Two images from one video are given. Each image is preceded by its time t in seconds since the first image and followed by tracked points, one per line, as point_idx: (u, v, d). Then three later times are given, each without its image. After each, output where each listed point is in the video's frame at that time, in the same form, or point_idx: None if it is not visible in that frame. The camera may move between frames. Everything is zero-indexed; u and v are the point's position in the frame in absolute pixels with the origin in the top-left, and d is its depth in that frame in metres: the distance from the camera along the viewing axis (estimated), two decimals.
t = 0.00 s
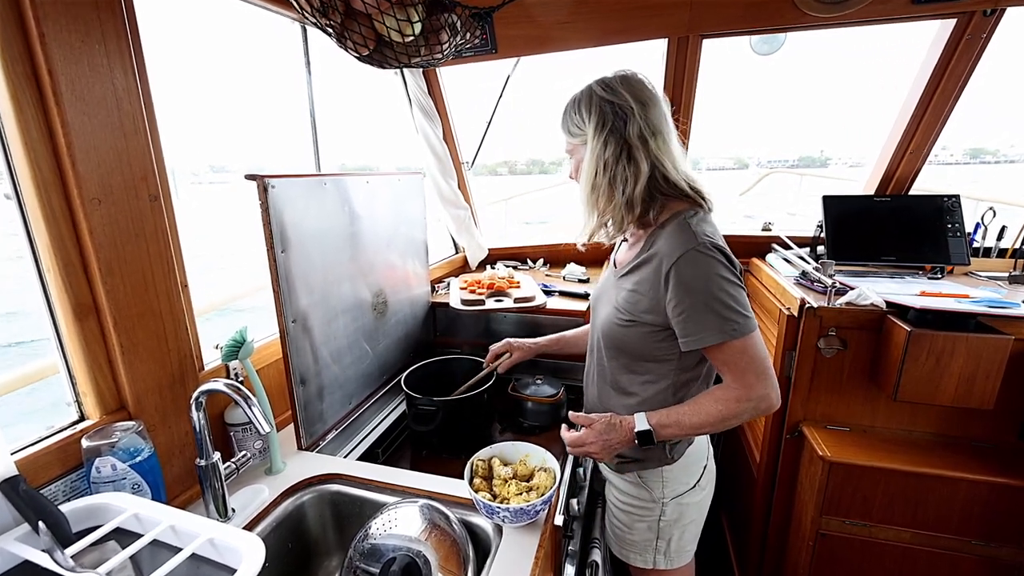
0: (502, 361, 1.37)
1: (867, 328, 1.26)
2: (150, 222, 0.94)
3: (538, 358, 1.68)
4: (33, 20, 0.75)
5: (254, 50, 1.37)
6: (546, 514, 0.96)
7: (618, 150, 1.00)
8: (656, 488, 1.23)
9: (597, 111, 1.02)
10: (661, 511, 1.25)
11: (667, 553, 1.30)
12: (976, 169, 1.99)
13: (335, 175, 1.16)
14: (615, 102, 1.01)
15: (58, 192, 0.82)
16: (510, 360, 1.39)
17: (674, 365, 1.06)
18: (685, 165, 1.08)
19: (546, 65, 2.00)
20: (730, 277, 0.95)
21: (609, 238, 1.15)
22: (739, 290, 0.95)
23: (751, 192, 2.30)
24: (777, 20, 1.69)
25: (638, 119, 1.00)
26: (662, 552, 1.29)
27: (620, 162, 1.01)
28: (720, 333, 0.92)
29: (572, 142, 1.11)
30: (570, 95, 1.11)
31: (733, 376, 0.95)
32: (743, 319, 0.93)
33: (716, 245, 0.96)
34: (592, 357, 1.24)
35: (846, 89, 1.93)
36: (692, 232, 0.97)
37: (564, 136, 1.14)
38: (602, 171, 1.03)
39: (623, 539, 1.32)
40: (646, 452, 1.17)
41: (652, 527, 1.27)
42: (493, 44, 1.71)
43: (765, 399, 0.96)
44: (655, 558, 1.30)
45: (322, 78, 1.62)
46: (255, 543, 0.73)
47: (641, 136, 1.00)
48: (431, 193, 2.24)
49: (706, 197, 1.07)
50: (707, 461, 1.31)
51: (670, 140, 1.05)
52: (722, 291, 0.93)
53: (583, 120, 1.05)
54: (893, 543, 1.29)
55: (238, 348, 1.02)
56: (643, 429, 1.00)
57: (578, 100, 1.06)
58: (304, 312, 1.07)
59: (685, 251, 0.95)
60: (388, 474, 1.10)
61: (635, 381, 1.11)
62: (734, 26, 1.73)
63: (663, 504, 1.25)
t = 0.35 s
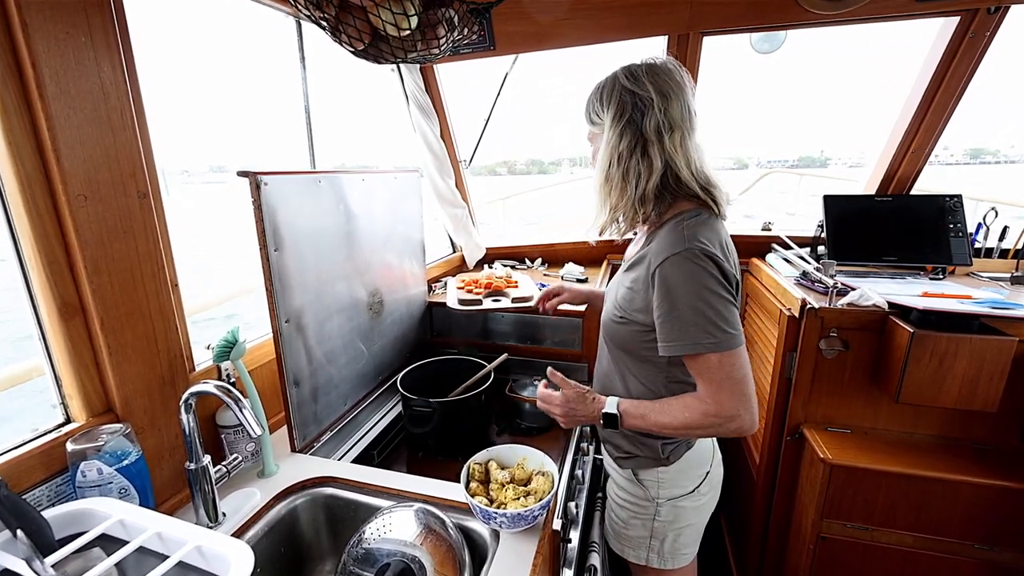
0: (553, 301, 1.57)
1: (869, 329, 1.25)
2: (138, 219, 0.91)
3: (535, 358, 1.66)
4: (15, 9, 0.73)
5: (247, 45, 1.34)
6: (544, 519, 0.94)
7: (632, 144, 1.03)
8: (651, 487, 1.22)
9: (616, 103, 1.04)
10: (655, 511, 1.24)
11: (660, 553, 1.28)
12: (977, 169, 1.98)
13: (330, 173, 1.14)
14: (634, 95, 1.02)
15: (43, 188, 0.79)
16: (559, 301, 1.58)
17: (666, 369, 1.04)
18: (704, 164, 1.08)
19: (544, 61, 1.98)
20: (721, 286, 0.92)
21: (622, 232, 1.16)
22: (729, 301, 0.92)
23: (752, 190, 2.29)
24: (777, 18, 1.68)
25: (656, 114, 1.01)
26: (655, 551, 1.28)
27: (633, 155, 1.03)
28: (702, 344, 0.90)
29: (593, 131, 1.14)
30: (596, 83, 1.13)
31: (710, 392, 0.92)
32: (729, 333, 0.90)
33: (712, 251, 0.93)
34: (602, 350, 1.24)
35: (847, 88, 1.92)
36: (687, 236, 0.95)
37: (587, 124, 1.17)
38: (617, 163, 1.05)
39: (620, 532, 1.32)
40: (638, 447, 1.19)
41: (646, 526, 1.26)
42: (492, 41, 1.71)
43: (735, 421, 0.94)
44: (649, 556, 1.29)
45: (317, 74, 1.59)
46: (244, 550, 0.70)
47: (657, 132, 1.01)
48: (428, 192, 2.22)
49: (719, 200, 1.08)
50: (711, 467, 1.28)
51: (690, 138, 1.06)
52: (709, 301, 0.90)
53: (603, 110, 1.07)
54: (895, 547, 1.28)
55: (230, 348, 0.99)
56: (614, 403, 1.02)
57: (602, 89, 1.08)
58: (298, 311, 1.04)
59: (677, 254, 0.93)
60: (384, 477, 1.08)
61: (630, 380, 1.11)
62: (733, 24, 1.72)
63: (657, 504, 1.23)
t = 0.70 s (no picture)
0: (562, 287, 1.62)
1: (874, 332, 1.24)
2: (133, 220, 0.90)
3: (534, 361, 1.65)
4: (8, 8, 0.72)
5: (243, 45, 1.33)
6: (543, 525, 0.92)
7: (644, 145, 1.03)
8: (635, 474, 1.24)
9: (628, 103, 1.04)
10: (638, 500, 1.25)
11: (643, 542, 1.28)
12: (980, 170, 1.96)
13: (327, 174, 1.13)
14: (647, 97, 1.03)
15: (35, 189, 0.78)
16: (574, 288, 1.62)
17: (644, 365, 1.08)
18: (712, 166, 1.09)
19: (544, 61, 1.97)
20: (695, 292, 0.95)
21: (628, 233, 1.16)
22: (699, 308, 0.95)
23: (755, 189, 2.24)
24: (780, 18, 1.66)
25: (668, 116, 1.02)
26: (638, 539, 1.29)
27: (643, 157, 1.04)
28: (660, 346, 0.94)
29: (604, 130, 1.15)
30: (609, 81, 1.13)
31: (647, 385, 0.98)
32: (689, 339, 0.94)
33: (694, 256, 0.95)
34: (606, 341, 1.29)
35: (849, 88, 1.90)
36: (675, 238, 0.97)
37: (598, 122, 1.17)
38: (628, 164, 1.06)
39: (607, 520, 1.33)
40: (622, 435, 1.21)
41: (629, 514, 1.27)
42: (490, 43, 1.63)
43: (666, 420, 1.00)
44: (632, 543, 1.30)
45: (314, 74, 1.58)
46: (238, 559, 0.69)
47: (669, 134, 1.02)
48: (426, 193, 2.21)
49: (722, 205, 1.10)
50: (699, 464, 1.26)
51: (700, 140, 1.06)
52: (677, 306, 0.93)
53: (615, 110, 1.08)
54: (900, 554, 1.27)
55: (225, 351, 0.98)
56: (582, 363, 1.13)
57: (615, 88, 1.09)
58: (294, 314, 1.03)
59: (659, 255, 0.96)
60: (381, 482, 1.06)
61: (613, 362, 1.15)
62: (735, 24, 1.71)
63: (640, 493, 1.24)
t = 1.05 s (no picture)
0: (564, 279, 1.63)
1: (880, 333, 1.22)
2: (134, 222, 0.90)
3: (536, 362, 1.64)
4: (8, 9, 0.72)
5: (242, 47, 1.33)
6: (545, 530, 0.91)
7: (647, 148, 1.07)
8: (641, 462, 1.25)
9: (631, 107, 1.08)
10: (645, 487, 1.26)
11: (651, 529, 1.29)
12: (988, 169, 1.94)
13: (328, 175, 1.12)
14: (649, 101, 1.07)
15: (36, 190, 0.78)
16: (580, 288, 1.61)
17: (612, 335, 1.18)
18: (707, 169, 1.14)
19: (544, 62, 1.96)
20: (649, 276, 1.03)
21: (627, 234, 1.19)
22: (641, 296, 1.05)
23: (756, 189, 2.24)
24: (784, 15, 1.64)
25: (669, 120, 1.06)
26: (646, 526, 1.30)
27: (647, 159, 1.07)
28: (589, 308, 1.08)
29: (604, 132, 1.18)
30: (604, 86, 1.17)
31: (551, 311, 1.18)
32: (614, 313, 1.06)
33: (661, 251, 1.03)
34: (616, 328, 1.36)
35: (855, 87, 1.88)
36: (655, 232, 1.04)
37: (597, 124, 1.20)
38: (631, 166, 1.09)
39: (612, 509, 1.34)
40: (626, 424, 1.22)
41: (635, 501, 1.28)
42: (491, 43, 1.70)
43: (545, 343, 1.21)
44: (639, 531, 1.31)
45: (314, 75, 1.58)
46: (238, 563, 0.69)
47: (670, 138, 1.06)
48: (426, 194, 2.20)
49: (714, 208, 1.14)
50: (699, 447, 1.29)
51: (695, 144, 1.12)
52: (618, 284, 1.04)
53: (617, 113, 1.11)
54: (908, 559, 1.25)
55: (225, 353, 0.98)
56: (495, 299, 1.35)
57: (614, 92, 1.12)
58: (295, 315, 1.03)
59: (632, 241, 1.05)
60: (382, 485, 1.06)
61: (613, 352, 1.20)
62: (739, 22, 1.69)
63: (646, 480, 1.26)
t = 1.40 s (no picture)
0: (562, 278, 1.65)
1: (885, 334, 1.22)
2: (138, 224, 0.90)
3: (538, 363, 1.64)
4: (13, 14, 0.72)
5: (246, 49, 1.33)
6: (549, 532, 0.91)
7: (649, 149, 1.08)
8: (639, 455, 1.24)
9: (633, 109, 1.09)
10: (643, 480, 1.26)
11: (648, 522, 1.29)
12: (993, 169, 1.92)
13: (330, 176, 1.12)
14: (650, 103, 1.08)
15: (41, 193, 0.78)
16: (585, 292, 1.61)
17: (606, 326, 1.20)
18: (705, 170, 1.15)
19: (546, 63, 1.96)
20: (635, 264, 1.05)
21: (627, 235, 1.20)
22: (626, 284, 1.07)
23: (757, 190, 2.22)
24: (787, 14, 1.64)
25: (669, 122, 1.08)
26: (643, 519, 1.29)
27: (648, 160, 1.08)
28: (576, 291, 1.11)
29: (604, 135, 1.19)
30: (602, 90, 1.18)
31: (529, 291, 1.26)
32: (599, 299, 1.09)
33: (649, 242, 1.05)
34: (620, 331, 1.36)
35: (859, 86, 1.87)
36: (645, 224, 1.06)
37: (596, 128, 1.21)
38: (632, 166, 1.10)
39: (610, 502, 1.34)
40: (626, 416, 1.22)
41: (633, 494, 1.28)
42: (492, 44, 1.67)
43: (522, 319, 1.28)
44: (638, 525, 1.30)
45: (317, 77, 1.58)
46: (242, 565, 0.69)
47: (671, 139, 1.08)
48: (428, 195, 2.21)
49: (711, 209, 1.15)
50: (697, 441, 1.29)
51: (694, 145, 1.13)
52: (604, 271, 1.07)
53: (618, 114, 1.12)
54: (914, 562, 1.25)
55: (229, 354, 0.98)
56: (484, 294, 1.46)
57: (612, 95, 1.13)
58: (298, 317, 1.03)
59: (622, 231, 1.07)
60: (386, 487, 1.06)
61: (609, 343, 1.21)
62: (741, 22, 1.69)
63: (644, 473, 1.25)
